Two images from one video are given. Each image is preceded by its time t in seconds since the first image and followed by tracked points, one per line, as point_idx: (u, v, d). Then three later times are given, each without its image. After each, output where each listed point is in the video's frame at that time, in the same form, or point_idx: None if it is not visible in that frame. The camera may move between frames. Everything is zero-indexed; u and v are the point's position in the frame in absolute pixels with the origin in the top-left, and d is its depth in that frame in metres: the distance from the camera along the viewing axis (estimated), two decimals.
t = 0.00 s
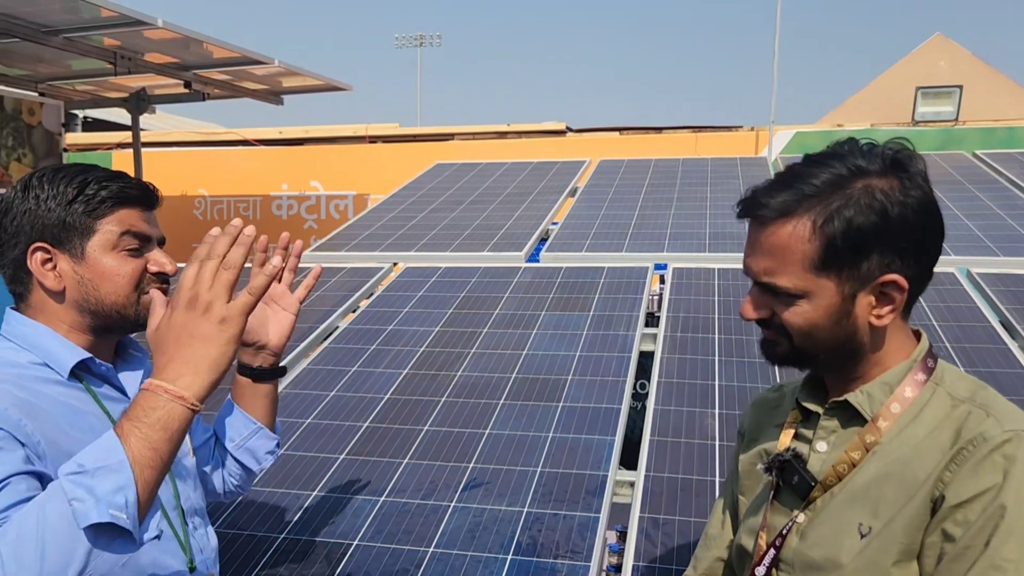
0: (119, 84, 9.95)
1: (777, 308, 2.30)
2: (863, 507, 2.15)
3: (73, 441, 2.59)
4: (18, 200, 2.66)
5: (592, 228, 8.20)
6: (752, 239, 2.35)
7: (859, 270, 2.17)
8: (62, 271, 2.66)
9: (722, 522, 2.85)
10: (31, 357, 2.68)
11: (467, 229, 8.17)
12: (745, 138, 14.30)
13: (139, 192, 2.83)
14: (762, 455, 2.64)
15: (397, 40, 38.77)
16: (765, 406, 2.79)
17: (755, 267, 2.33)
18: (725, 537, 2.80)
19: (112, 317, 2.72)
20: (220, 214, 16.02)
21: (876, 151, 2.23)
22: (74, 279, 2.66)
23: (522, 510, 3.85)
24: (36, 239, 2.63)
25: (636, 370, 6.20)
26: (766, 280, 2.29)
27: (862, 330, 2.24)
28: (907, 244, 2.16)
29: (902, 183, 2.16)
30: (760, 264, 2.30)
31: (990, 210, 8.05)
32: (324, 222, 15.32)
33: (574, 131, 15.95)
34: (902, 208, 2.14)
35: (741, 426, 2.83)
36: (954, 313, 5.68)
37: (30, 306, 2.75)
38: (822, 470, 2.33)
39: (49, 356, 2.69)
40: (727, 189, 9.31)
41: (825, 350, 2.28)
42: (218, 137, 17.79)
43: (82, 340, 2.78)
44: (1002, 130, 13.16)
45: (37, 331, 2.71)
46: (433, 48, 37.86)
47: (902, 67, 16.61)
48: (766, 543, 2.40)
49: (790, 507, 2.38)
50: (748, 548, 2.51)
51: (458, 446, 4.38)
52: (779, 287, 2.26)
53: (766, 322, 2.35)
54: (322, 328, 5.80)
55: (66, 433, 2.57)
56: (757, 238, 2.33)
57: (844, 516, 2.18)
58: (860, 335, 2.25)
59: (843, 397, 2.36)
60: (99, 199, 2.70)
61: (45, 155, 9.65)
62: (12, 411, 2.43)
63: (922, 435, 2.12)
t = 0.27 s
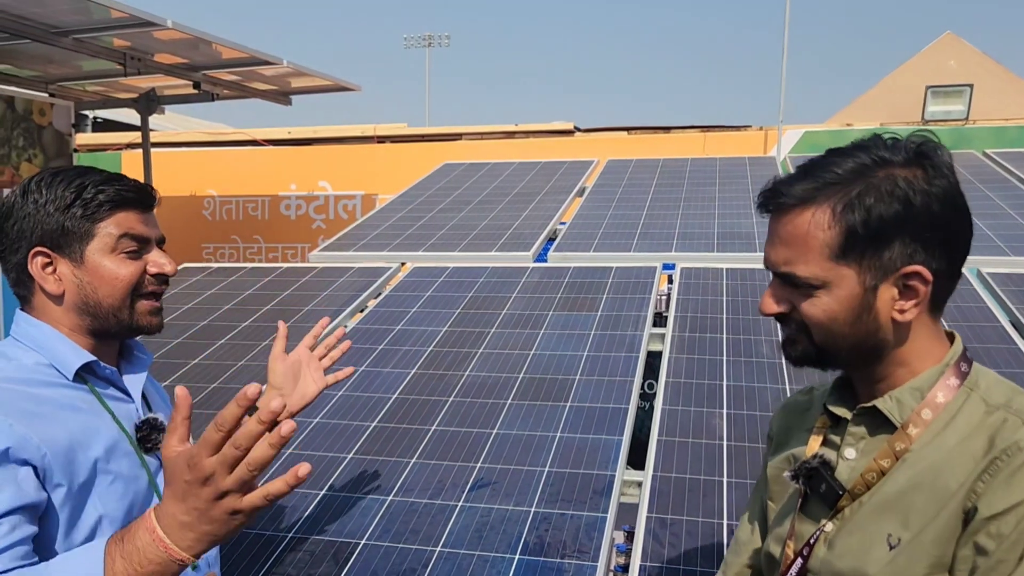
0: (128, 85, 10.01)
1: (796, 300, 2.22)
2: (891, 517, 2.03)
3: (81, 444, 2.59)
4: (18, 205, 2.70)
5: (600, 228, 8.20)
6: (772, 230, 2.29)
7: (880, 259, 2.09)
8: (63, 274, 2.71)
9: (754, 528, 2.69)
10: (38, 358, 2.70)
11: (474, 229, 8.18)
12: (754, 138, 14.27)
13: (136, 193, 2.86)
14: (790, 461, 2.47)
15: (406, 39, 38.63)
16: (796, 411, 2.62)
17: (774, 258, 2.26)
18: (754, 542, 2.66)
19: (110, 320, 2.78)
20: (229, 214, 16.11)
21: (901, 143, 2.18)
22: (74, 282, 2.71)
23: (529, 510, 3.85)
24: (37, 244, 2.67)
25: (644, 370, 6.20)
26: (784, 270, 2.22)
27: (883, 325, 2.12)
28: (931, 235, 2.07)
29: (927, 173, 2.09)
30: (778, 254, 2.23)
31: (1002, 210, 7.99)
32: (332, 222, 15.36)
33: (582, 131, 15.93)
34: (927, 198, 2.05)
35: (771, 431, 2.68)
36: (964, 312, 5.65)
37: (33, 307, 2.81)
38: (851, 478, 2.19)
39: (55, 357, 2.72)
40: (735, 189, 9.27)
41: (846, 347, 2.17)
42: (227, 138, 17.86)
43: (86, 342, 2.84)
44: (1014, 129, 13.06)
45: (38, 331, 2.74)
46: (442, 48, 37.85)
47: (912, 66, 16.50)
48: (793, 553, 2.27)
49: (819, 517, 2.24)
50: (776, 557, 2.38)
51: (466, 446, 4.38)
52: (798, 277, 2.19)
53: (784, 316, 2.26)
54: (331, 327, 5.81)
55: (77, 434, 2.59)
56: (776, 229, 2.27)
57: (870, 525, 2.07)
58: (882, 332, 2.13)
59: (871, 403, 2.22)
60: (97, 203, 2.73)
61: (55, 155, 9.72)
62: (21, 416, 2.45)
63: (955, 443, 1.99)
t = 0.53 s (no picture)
0: (134, 86, 10.03)
1: (817, 311, 2.21)
2: (919, 530, 1.99)
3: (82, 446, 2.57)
4: (21, 208, 2.73)
5: (605, 228, 8.16)
6: (790, 239, 2.28)
7: (901, 268, 2.06)
8: (65, 275, 2.72)
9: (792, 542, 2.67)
10: (40, 359, 2.69)
11: (480, 229, 8.15)
12: (761, 137, 14.19)
13: (136, 194, 2.89)
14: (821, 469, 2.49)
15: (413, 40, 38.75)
16: (831, 415, 2.65)
17: (793, 268, 2.25)
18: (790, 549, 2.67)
19: (115, 321, 2.79)
20: (235, 214, 16.17)
21: (917, 145, 2.14)
22: (77, 283, 2.72)
23: (534, 510, 3.82)
24: (39, 245, 2.69)
25: (650, 370, 6.16)
26: (803, 281, 2.21)
27: (909, 334, 2.10)
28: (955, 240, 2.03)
29: (946, 178, 2.05)
30: (797, 264, 2.23)
31: (1012, 210, 7.91)
32: (338, 222, 15.39)
33: (588, 131, 15.89)
34: (947, 204, 2.02)
35: (807, 437, 2.70)
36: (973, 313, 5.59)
37: (36, 309, 2.81)
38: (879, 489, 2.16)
39: (58, 358, 2.71)
40: (742, 189, 9.21)
41: (870, 356, 2.16)
42: (233, 138, 17.89)
43: (89, 343, 2.84)
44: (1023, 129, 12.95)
45: (40, 332, 2.74)
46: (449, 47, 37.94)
47: (920, 65, 16.39)
48: (823, 563, 2.27)
49: (849, 528, 2.24)
50: (807, 566, 2.40)
51: (471, 445, 4.36)
52: (817, 287, 2.18)
53: (806, 326, 2.26)
54: (335, 327, 5.80)
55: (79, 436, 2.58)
56: (793, 239, 2.25)
57: (899, 538, 2.02)
58: (907, 340, 2.11)
59: (898, 412, 2.20)
60: (98, 202, 2.75)
61: (61, 155, 9.74)
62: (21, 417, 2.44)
63: (983, 454, 1.93)
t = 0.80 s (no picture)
0: (138, 87, 10.09)
1: (821, 294, 2.26)
2: (907, 521, 2.04)
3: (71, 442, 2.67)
4: (11, 206, 2.83)
5: (607, 228, 8.18)
6: (802, 222, 2.34)
7: (907, 258, 2.10)
8: (52, 274, 2.83)
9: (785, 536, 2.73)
10: (28, 357, 2.79)
11: (482, 229, 8.19)
12: (764, 137, 14.20)
13: (126, 195, 2.98)
14: (814, 461, 2.55)
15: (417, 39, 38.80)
16: (827, 411, 2.73)
17: (802, 251, 2.31)
18: (782, 542, 2.71)
19: (100, 320, 2.88)
20: (239, 214, 16.29)
21: (938, 141, 2.18)
22: (64, 282, 2.83)
23: (531, 509, 3.84)
24: (27, 244, 2.80)
25: (650, 370, 6.18)
26: (811, 264, 2.26)
27: (907, 325, 2.14)
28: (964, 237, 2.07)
29: (962, 173, 2.09)
30: (807, 247, 2.28)
31: (1013, 210, 7.92)
32: (341, 222, 15.47)
33: (591, 131, 15.92)
34: (959, 199, 2.06)
35: (804, 432, 2.77)
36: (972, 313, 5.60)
37: (23, 307, 2.92)
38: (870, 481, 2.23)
39: (44, 355, 2.80)
40: (743, 189, 9.23)
41: (868, 344, 2.20)
42: (237, 138, 17.97)
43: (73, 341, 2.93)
44: None
45: (27, 330, 2.84)
46: (454, 47, 37.98)
47: (924, 65, 16.36)
48: (814, 552, 2.34)
49: (840, 518, 2.32)
50: (800, 556, 2.46)
51: (469, 445, 4.39)
52: (824, 270, 2.23)
53: (809, 310, 2.31)
54: (336, 328, 5.84)
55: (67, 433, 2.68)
56: (806, 222, 2.31)
57: (887, 528, 2.08)
58: (904, 331, 2.15)
59: (890, 406, 2.26)
60: (88, 204, 2.85)
61: (66, 155, 9.80)
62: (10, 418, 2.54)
63: (971, 448, 1.99)
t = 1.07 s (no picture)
0: (140, 87, 10.13)
1: (803, 273, 2.36)
2: (879, 499, 2.17)
3: (67, 438, 2.63)
4: (16, 203, 2.78)
5: (607, 228, 8.19)
6: (788, 207, 2.45)
7: (884, 237, 2.23)
8: (56, 271, 2.78)
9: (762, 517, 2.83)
10: (24, 356, 2.76)
11: (483, 229, 8.21)
12: (765, 137, 14.21)
13: (133, 196, 2.94)
14: (790, 447, 2.66)
15: (420, 40, 38.85)
16: (804, 401, 2.81)
17: (786, 232, 2.42)
18: (761, 527, 2.80)
19: (102, 319, 2.84)
20: (240, 214, 16.35)
21: (915, 137, 2.34)
22: (68, 281, 2.78)
23: (528, 508, 3.86)
24: (32, 240, 2.75)
25: (649, 371, 6.18)
26: (794, 242, 2.37)
27: (882, 303, 2.25)
28: (935, 220, 2.21)
29: (935, 162, 2.24)
30: (790, 227, 2.39)
31: (1012, 210, 7.92)
32: (342, 222, 15.52)
33: (592, 131, 15.94)
34: (932, 184, 2.21)
35: (781, 422, 2.85)
36: (970, 313, 5.60)
37: (25, 303, 2.86)
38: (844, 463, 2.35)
39: (41, 354, 2.77)
40: (743, 189, 9.24)
41: (846, 321, 2.30)
42: (240, 138, 18.03)
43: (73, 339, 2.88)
44: None
45: (27, 329, 2.79)
46: (456, 47, 38.00)
47: (926, 65, 16.35)
48: (791, 534, 2.46)
49: (815, 500, 2.43)
50: (778, 538, 2.57)
51: (467, 444, 4.40)
52: (807, 248, 2.33)
53: (791, 290, 2.40)
54: (336, 327, 5.86)
55: (62, 431, 2.63)
56: (792, 206, 2.42)
57: (861, 507, 2.21)
58: (880, 308, 2.26)
59: (864, 392, 2.37)
60: (94, 203, 2.81)
61: (68, 155, 9.84)
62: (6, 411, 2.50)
63: (939, 431, 2.12)
